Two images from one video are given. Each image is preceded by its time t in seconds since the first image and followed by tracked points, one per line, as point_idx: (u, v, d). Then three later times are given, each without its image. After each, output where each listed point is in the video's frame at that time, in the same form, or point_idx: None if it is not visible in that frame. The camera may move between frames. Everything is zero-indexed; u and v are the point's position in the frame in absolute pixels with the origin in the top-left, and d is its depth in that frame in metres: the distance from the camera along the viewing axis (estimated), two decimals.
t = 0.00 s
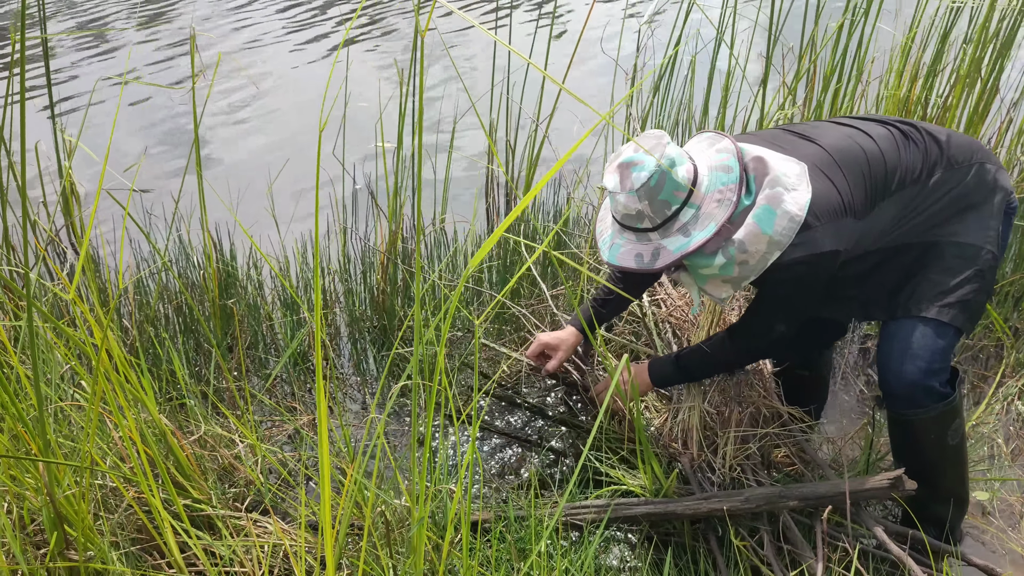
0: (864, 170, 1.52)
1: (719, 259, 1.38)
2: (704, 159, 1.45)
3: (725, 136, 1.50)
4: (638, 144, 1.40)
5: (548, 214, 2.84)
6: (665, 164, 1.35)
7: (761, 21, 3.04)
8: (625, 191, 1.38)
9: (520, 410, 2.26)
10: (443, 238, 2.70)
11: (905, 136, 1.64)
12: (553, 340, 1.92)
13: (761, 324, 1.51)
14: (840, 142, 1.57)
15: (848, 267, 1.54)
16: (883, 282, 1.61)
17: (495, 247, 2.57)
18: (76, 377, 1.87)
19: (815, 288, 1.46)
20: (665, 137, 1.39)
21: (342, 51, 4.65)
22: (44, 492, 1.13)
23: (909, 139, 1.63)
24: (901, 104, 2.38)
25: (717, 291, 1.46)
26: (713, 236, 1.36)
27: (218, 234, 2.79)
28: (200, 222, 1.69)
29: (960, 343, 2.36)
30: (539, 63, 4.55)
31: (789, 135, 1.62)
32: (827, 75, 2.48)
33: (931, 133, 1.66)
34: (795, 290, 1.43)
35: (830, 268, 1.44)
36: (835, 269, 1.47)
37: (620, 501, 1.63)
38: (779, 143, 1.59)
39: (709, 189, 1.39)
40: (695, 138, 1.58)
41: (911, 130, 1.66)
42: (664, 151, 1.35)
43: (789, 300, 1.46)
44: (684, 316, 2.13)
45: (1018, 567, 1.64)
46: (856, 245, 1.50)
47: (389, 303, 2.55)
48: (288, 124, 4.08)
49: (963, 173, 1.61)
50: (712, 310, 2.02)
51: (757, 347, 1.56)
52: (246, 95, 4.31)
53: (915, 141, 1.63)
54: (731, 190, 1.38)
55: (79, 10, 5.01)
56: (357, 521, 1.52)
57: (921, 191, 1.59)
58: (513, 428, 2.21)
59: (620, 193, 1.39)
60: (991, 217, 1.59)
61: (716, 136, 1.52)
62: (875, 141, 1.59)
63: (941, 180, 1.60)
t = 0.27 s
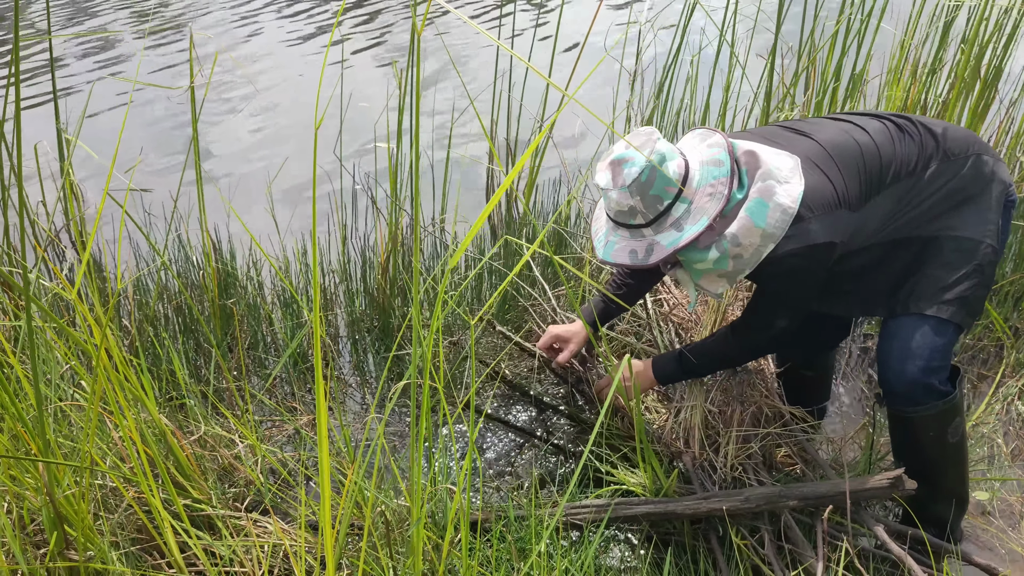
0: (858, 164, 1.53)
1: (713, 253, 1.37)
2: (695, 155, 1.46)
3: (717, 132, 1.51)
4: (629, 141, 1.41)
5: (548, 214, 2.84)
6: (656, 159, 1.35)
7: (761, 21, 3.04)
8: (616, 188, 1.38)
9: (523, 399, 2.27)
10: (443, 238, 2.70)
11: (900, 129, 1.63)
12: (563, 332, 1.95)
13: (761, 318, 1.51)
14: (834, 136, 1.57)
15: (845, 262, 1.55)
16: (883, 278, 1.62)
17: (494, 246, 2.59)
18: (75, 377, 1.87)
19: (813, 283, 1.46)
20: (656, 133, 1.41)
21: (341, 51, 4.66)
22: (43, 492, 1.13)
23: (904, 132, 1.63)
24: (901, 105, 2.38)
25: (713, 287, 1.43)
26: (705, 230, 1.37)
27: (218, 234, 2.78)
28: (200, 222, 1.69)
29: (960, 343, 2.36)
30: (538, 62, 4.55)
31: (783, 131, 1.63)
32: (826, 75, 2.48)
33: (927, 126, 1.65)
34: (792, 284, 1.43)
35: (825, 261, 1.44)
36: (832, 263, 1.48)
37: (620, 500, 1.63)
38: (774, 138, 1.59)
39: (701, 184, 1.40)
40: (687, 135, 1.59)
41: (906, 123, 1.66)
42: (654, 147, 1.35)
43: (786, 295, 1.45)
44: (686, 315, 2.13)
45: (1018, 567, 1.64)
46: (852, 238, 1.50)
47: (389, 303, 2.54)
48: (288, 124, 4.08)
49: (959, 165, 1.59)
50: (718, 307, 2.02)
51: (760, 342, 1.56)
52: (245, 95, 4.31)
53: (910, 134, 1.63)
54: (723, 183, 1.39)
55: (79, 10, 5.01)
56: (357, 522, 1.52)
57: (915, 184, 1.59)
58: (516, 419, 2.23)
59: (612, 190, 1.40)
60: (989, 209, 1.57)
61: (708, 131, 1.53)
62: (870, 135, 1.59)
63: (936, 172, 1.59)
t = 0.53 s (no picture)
0: (855, 165, 1.52)
1: (712, 256, 1.38)
2: (692, 158, 1.46)
3: (712, 134, 1.51)
4: (625, 146, 1.40)
5: (548, 214, 2.85)
6: (653, 163, 1.35)
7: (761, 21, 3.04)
8: (614, 193, 1.38)
9: (523, 399, 2.31)
10: (442, 238, 2.70)
11: (895, 129, 1.63)
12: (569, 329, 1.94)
13: (760, 319, 1.51)
14: (829, 137, 1.57)
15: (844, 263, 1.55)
16: (881, 279, 1.62)
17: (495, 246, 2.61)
18: (76, 377, 1.87)
19: (812, 284, 1.46)
20: (652, 137, 1.39)
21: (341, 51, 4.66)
22: (43, 492, 1.13)
23: (900, 132, 1.63)
24: (900, 105, 2.38)
25: (712, 290, 1.44)
26: (704, 233, 1.37)
27: (218, 235, 2.79)
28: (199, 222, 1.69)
29: (960, 344, 2.36)
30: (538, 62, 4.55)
31: (779, 132, 1.62)
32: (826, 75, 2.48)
33: (922, 126, 1.65)
34: (789, 285, 1.43)
35: (823, 261, 1.44)
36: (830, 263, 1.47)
37: (620, 501, 1.63)
38: (770, 139, 1.59)
39: (698, 186, 1.40)
40: (682, 138, 1.59)
41: (902, 123, 1.66)
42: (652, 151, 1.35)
43: (784, 296, 1.45)
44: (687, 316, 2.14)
45: (1018, 567, 1.64)
46: (850, 239, 1.50)
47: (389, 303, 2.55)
48: (288, 124, 4.08)
49: (955, 164, 1.60)
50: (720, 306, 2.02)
51: (761, 343, 1.57)
52: (246, 95, 4.31)
53: (905, 134, 1.62)
54: (720, 185, 1.39)
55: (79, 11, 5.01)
56: (357, 522, 1.52)
57: (912, 184, 1.58)
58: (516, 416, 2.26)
59: (610, 195, 1.39)
60: (985, 208, 1.57)
61: (703, 134, 1.53)
62: (866, 135, 1.59)
63: (932, 172, 1.59)
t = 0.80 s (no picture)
0: (850, 166, 1.52)
1: (709, 262, 1.38)
2: (687, 164, 1.46)
3: (706, 139, 1.51)
4: (620, 153, 1.39)
5: (548, 214, 2.85)
6: (649, 171, 1.35)
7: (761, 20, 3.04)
8: (611, 202, 1.38)
9: (526, 396, 2.31)
10: (443, 238, 2.70)
11: (890, 129, 1.63)
12: (574, 326, 1.93)
13: (762, 321, 1.51)
14: (825, 139, 1.56)
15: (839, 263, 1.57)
16: (879, 278, 1.61)
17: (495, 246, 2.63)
18: (76, 377, 1.87)
19: (813, 286, 1.46)
20: (647, 144, 1.37)
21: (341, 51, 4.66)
22: (43, 492, 1.13)
23: (894, 132, 1.62)
24: (900, 106, 2.38)
25: (710, 295, 1.45)
26: (701, 240, 1.37)
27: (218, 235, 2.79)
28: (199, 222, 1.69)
29: (960, 344, 2.36)
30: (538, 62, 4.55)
31: (774, 134, 1.62)
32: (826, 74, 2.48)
33: (916, 124, 1.64)
34: (791, 289, 1.42)
35: (822, 263, 1.43)
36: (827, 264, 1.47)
37: (620, 500, 1.63)
38: (765, 142, 1.59)
39: (694, 192, 1.40)
40: (677, 144, 1.59)
41: (896, 122, 1.65)
42: (647, 158, 1.35)
43: (784, 298, 1.45)
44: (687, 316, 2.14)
45: (1018, 567, 1.64)
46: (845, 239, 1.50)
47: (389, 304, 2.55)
48: (288, 124, 4.09)
49: (950, 163, 1.59)
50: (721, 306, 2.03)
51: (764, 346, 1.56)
52: (246, 96, 4.31)
53: (900, 133, 1.62)
54: (716, 191, 1.39)
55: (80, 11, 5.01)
56: (356, 522, 1.52)
57: (907, 184, 1.58)
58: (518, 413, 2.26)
59: (607, 203, 1.39)
60: (981, 206, 1.58)
61: (698, 139, 1.53)
62: (860, 135, 1.59)
63: (928, 171, 1.59)
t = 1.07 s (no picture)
0: (845, 165, 1.52)
1: (688, 260, 1.39)
2: (673, 164, 1.44)
3: (697, 140, 1.50)
4: (606, 150, 1.39)
5: (547, 214, 2.85)
6: (632, 171, 1.35)
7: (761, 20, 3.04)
8: (593, 198, 1.38)
9: (525, 398, 2.30)
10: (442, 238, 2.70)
11: (887, 127, 1.62)
12: (575, 326, 1.93)
13: (759, 323, 1.51)
14: (820, 138, 1.56)
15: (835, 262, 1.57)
16: (879, 276, 1.61)
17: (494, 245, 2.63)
18: (75, 377, 1.87)
19: (806, 286, 1.45)
20: (633, 144, 1.37)
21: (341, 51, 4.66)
22: (43, 492, 1.13)
23: (891, 130, 1.62)
24: (900, 105, 2.38)
25: (693, 289, 1.46)
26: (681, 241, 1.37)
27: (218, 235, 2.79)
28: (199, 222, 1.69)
29: (960, 343, 2.36)
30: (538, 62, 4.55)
31: (770, 134, 1.62)
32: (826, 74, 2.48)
33: (913, 123, 1.64)
34: (783, 288, 1.42)
35: (815, 262, 1.42)
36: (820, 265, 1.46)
37: (619, 500, 1.63)
38: (761, 141, 1.59)
39: (677, 194, 1.39)
40: (670, 141, 1.57)
41: (893, 121, 1.65)
42: (632, 158, 1.35)
43: (778, 297, 1.45)
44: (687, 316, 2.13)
45: (1018, 567, 1.64)
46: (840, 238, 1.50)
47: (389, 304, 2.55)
48: (288, 124, 4.09)
49: (948, 161, 1.59)
50: (721, 306, 2.03)
51: (762, 346, 1.56)
52: (246, 96, 4.31)
53: (897, 132, 1.62)
54: (697, 196, 1.38)
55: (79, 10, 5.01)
56: (357, 521, 1.52)
57: (904, 182, 1.58)
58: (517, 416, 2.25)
59: (589, 199, 1.39)
60: (981, 204, 1.57)
61: (690, 139, 1.51)
62: (856, 134, 1.58)
63: (925, 169, 1.59)
